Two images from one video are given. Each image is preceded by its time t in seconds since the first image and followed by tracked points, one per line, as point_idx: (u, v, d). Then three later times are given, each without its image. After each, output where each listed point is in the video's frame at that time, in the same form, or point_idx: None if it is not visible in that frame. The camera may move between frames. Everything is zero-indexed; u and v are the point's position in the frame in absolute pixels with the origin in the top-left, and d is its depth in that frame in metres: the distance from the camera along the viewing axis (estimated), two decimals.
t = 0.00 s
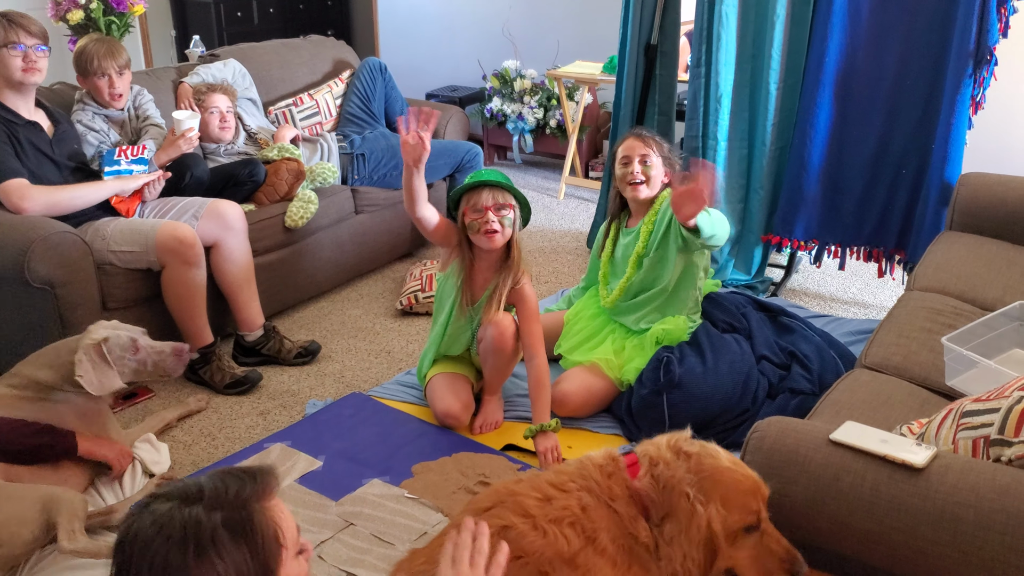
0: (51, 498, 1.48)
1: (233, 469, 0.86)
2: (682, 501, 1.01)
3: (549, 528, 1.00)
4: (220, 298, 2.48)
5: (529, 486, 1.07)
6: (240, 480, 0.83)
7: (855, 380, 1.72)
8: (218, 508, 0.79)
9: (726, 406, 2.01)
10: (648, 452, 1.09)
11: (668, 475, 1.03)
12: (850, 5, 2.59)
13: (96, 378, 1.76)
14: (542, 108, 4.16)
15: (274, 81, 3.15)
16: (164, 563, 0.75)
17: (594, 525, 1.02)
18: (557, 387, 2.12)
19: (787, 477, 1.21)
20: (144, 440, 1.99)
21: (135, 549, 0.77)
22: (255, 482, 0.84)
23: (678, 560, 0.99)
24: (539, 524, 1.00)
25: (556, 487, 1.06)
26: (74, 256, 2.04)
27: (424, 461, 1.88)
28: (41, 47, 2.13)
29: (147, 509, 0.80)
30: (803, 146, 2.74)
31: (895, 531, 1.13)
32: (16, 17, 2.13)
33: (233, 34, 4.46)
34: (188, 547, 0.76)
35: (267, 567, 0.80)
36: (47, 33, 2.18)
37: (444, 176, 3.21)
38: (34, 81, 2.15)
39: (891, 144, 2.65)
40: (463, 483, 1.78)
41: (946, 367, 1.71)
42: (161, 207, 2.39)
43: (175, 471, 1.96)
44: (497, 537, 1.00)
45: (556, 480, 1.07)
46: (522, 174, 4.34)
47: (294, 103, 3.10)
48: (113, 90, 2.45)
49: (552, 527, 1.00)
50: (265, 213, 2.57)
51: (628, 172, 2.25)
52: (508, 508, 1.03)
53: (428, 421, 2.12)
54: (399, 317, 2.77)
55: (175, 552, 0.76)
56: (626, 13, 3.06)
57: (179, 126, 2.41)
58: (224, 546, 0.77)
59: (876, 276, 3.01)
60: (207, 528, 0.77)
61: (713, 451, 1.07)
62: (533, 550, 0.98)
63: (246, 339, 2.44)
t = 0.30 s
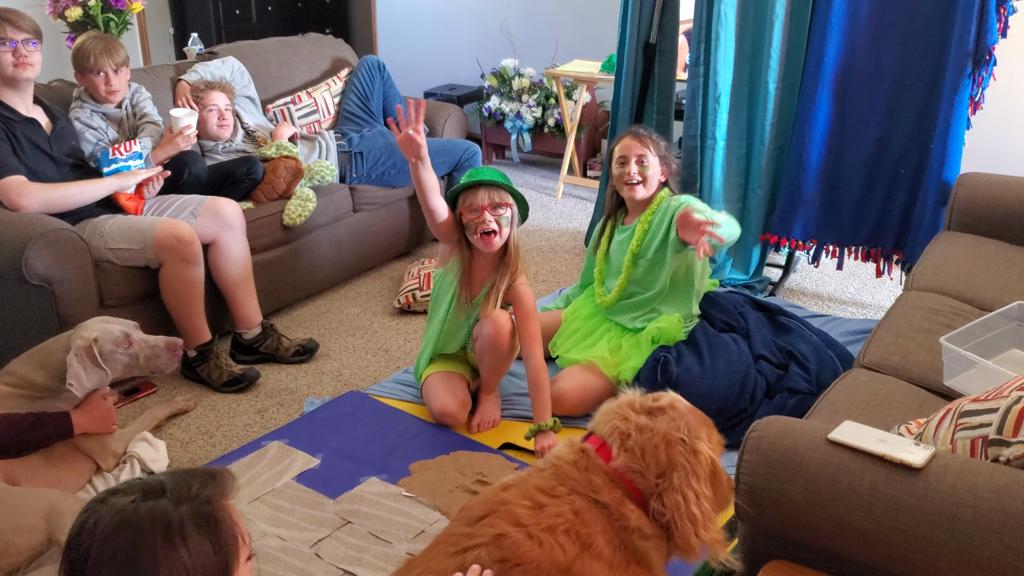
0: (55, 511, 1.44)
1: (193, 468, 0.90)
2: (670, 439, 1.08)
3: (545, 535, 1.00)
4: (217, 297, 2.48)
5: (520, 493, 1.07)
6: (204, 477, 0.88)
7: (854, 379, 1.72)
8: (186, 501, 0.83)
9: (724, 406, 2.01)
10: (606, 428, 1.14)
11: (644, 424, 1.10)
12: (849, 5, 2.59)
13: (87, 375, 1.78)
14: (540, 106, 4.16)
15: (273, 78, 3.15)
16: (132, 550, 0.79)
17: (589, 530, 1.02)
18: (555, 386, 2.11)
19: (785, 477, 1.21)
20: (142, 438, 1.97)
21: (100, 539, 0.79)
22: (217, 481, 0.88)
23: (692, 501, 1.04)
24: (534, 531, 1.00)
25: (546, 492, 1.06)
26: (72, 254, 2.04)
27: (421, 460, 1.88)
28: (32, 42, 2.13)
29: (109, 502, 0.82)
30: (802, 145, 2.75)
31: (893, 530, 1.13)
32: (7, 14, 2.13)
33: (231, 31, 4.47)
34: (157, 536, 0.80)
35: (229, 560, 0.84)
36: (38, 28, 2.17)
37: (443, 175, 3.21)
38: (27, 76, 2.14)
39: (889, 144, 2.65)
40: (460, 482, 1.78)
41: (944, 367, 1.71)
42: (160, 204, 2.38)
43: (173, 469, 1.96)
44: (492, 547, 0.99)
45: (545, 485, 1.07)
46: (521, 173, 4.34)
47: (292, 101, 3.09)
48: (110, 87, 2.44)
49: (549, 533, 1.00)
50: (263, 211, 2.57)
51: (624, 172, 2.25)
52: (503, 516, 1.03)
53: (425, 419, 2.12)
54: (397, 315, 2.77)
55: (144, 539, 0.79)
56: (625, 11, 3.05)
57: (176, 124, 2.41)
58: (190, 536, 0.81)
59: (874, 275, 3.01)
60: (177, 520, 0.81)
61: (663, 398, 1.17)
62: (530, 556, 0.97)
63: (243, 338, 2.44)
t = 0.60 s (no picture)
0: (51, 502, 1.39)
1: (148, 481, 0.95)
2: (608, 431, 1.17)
3: (548, 528, 1.00)
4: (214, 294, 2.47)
5: (517, 485, 1.05)
6: (161, 487, 0.93)
7: (851, 377, 1.72)
8: (152, 504, 0.89)
9: (721, 404, 2.01)
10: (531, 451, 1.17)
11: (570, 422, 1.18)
12: (847, 5, 2.59)
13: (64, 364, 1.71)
14: (538, 105, 4.16)
15: (270, 76, 3.14)
16: (106, 551, 0.83)
17: (585, 519, 1.04)
18: (552, 384, 2.12)
19: (782, 475, 1.21)
20: (138, 437, 1.97)
21: (69, 546, 0.83)
22: (171, 490, 0.94)
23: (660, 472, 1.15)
24: (535, 527, 0.99)
25: (540, 482, 1.06)
26: (68, 252, 2.03)
27: (418, 458, 1.87)
28: (27, 38, 2.12)
29: (71, 510, 0.87)
30: (800, 144, 2.75)
31: (891, 529, 1.13)
32: (1, 9, 2.12)
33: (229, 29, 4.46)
34: (129, 535, 0.85)
35: (194, 560, 0.90)
36: (34, 25, 2.17)
37: (440, 173, 3.21)
38: (22, 72, 2.13)
39: (887, 142, 2.65)
40: (458, 480, 1.78)
41: (942, 365, 1.71)
42: (160, 202, 2.38)
43: (171, 468, 1.95)
44: (494, 545, 0.98)
45: (539, 476, 1.07)
46: (518, 172, 4.33)
47: (289, 99, 3.09)
48: (105, 85, 2.43)
49: (553, 528, 1.00)
50: (260, 208, 2.57)
51: (621, 171, 2.26)
52: (500, 513, 1.01)
53: (422, 417, 2.11)
54: (394, 314, 2.76)
55: (116, 540, 0.84)
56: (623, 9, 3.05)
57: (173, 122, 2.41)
58: (163, 536, 0.87)
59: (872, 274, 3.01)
60: (147, 520, 0.87)
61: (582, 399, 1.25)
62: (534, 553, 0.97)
63: (241, 335, 2.43)
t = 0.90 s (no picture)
0: (48, 499, 1.35)
1: (133, 482, 0.95)
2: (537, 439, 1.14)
3: (560, 501, 0.89)
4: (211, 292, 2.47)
5: (514, 468, 0.94)
6: (147, 489, 0.93)
7: (849, 378, 1.72)
8: (143, 504, 0.89)
9: (719, 404, 2.01)
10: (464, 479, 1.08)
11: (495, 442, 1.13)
12: (845, 6, 2.60)
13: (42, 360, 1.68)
14: (536, 104, 4.16)
15: (268, 75, 3.14)
16: (103, 553, 0.84)
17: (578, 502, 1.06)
18: (551, 384, 2.12)
19: (780, 475, 1.21)
20: (137, 437, 1.98)
21: (63, 551, 0.83)
22: (157, 491, 0.94)
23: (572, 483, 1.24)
24: (546, 502, 0.88)
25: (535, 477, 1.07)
26: (65, 250, 2.03)
27: (416, 457, 1.87)
28: (26, 37, 2.11)
29: (60, 515, 0.87)
30: (798, 144, 2.75)
31: (888, 529, 1.13)
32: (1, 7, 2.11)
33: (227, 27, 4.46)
34: (124, 533, 0.86)
35: (188, 558, 0.91)
36: (33, 22, 2.16)
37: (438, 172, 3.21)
38: (21, 71, 2.13)
39: (885, 142, 2.65)
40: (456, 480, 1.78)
41: (939, 366, 1.71)
42: (158, 201, 2.37)
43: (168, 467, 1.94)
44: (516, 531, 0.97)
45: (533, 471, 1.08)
46: (516, 171, 4.33)
47: (287, 98, 3.09)
48: (104, 84, 2.43)
49: (565, 503, 0.89)
50: (258, 207, 2.56)
51: (622, 172, 2.25)
52: (506, 499, 0.88)
53: (419, 417, 2.11)
54: (392, 313, 2.76)
55: (111, 542, 0.85)
56: (621, 8, 3.05)
57: (171, 120, 2.40)
58: (156, 533, 0.88)
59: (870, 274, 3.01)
60: (140, 520, 0.87)
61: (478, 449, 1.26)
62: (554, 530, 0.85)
63: (238, 334, 2.43)
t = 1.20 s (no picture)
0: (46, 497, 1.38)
1: (139, 485, 0.94)
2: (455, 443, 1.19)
3: (548, 467, 1.00)
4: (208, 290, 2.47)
5: (495, 445, 1.01)
6: (154, 493, 0.93)
7: (847, 375, 1.72)
8: (150, 510, 0.89)
9: (717, 402, 2.01)
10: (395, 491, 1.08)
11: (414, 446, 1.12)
12: (844, 4, 2.59)
13: (19, 355, 1.69)
14: (534, 102, 4.16)
15: (266, 73, 3.13)
16: (108, 559, 0.84)
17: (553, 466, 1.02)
18: (548, 381, 2.12)
19: (777, 473, 1.21)
20: (133, 434, 1.98)
21: (68, 555, 0.83)
22: (165, 496, 0.94)
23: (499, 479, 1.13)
24: (539, 466, 0.99)
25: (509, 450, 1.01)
26: (63, 248, 2.02)
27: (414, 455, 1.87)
28: (28, 35, 2.11)
29: (66, 518, 0.86)
30: (796, 141, 2.75)
31: (886, 526, 1.13)
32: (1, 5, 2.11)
33: (224, 25, 4.45)
34: (130, 541, 0.85)
35: (192, 563, 0.92)
36: (34, 21, 2.15)
37: (437, 170, 3.21)
38: (21, 69, 2.13)
39: (884, 140, 2.65)
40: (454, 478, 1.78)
41: (937, 364, 1.71)
42: (155, 198, 2.37)
43: (166, 465, 1.94)
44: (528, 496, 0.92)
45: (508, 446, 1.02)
46: (514, 169, 4.33)
47: (285, 96, 3.08)
48: (104, 81, 2.43)
49: (551, 468, 1.01)
50: (256, 205, 2.56)
51: (630, 171, 2.25)
52: (507, 466, 0.96)
53: (417, 414, 2.12)
54: (390, 311, 2.76)
55: (117, 549, 0.84)
56: (620, 7, 3.05)
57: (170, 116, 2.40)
58: (162, 541, 0.87)
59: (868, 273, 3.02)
60: (146, 528, 0.87)
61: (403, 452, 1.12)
62: (558, 491, 0.96)
63: (236, 332, 2.43)
